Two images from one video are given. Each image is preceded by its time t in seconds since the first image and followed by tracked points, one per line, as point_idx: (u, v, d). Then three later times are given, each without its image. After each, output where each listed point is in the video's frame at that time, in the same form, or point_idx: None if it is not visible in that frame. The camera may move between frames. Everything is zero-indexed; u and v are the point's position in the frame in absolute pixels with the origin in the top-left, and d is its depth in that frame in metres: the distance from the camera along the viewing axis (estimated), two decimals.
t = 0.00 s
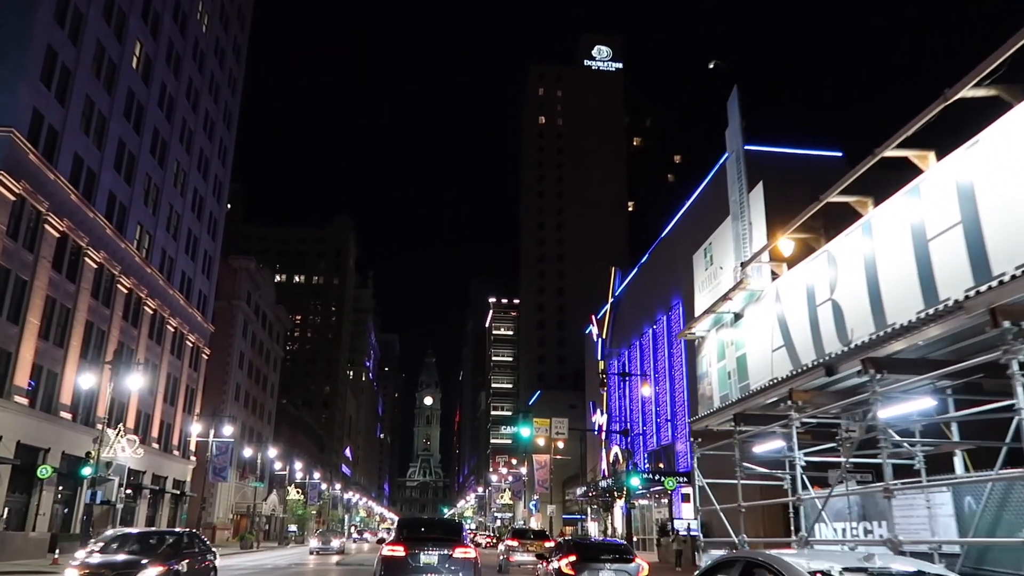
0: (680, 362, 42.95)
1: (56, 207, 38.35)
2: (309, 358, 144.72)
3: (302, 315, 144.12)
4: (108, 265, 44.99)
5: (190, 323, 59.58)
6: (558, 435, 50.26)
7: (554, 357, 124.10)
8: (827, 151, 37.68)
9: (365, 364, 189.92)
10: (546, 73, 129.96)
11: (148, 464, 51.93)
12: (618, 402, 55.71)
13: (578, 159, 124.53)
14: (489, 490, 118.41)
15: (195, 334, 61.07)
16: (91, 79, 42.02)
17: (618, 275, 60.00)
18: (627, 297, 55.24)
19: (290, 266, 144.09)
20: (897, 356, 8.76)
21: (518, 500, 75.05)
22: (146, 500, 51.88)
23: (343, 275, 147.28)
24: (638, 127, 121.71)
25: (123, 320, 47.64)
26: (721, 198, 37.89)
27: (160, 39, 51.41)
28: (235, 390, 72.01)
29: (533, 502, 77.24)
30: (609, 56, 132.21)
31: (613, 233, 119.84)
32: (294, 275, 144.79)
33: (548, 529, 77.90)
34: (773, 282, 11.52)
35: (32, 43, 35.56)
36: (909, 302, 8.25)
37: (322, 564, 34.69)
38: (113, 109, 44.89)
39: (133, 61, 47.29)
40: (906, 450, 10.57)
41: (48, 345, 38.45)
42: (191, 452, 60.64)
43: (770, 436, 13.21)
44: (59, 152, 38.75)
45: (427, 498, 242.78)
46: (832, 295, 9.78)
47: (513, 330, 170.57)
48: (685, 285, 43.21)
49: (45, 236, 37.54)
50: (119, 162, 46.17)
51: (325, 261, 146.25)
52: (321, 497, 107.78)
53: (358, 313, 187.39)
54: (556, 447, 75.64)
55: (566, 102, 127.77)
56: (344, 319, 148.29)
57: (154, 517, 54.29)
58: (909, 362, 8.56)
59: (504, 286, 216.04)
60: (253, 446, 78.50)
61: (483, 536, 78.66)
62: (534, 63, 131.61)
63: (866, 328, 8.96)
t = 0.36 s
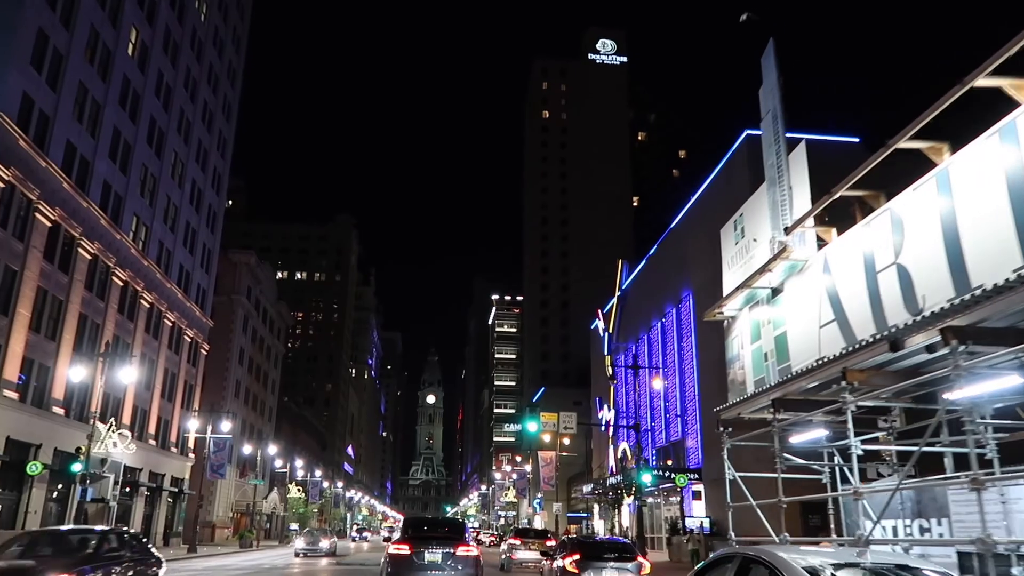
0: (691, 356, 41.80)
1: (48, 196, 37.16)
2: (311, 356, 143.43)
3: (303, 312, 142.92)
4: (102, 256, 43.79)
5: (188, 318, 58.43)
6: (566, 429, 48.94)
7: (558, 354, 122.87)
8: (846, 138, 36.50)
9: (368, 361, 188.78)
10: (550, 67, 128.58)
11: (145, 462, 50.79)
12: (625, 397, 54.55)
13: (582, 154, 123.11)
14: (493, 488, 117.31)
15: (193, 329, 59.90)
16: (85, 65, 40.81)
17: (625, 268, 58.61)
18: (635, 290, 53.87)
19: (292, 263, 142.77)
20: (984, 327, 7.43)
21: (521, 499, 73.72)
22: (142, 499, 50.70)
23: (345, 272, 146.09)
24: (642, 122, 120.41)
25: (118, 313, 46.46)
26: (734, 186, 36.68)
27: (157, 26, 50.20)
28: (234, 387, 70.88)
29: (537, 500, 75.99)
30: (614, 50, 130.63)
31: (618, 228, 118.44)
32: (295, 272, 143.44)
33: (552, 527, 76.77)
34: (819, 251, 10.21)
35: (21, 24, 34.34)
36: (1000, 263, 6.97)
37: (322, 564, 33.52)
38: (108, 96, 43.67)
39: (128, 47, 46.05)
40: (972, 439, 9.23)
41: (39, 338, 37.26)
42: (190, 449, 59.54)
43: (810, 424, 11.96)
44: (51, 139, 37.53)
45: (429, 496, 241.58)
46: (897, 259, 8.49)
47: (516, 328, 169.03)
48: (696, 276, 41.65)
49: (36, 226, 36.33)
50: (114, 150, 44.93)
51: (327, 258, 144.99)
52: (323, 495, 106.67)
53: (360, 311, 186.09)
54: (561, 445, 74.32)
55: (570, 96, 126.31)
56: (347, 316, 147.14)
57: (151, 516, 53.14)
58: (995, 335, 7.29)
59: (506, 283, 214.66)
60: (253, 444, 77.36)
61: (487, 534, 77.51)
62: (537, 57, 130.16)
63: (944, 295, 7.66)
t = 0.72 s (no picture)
0: (702, 345, 40.50)
1: (35, 189, 35.80)
2: (313, 356, 142.20)
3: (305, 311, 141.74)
4: (94, 251, 42.48)
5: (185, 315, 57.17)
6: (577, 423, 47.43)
7: (563, 349, 121.60)
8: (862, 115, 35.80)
9: (371, 361, 187.45)
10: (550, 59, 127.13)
11: (143, 462, 49.57)
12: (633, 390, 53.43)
13: (584, 147, 121.64)
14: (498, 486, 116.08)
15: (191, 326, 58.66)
16: (72, 53, 39.46)
17: (632, 258, 57.20)
18: (642, 280, 52.59)
19: (293, 262, 141.51)
20: None
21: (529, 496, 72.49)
22: (141, 501, 49.50)
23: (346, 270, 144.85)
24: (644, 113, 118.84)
25: (112, 310, 45.17)
26: (746, 167, 35.40)
27: (148, 16, 48.84)
28: (235, 386, 69.63)
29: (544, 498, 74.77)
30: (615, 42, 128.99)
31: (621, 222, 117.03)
32: (296, 271, 142.23)
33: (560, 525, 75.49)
34: (885, 199, 8.84)
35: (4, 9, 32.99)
36: None
37: (322, 566, 32.12)
38: (98, 87, 42.35)
39: (118, 36, 44.69)
40: None
41: (28, 335, 35.97)
42: (189, 449, 58.27)
43: (863, 403, 10.70)
44: (38, 130, 36.20)
45: (434, 495, 240.24)
46: (994, 199, 7.12)
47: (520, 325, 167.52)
48: (707, 264, 40.37)
49: (23, 219, 35.02)
50: (104, 143, 43.58)
51: (328, 257, 143.73)
52: (327, 496, 105.38)
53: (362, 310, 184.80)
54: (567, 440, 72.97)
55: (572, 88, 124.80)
56: (349, 315, 145.99)
57: (150, 518, 51.93)
58: None
59: (508, 279, 213.11)
60: (254, 444, 76.13)
61: (493, 533, 76.19)
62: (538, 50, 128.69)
63: None
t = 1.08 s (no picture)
0: (715, 336, 38.88)
1: (17, 179, 34.17)
2: (315, 356, 140.61)
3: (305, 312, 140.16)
4: (82, 246, 40.88)
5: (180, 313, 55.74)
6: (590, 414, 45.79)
7: (567, 346, 120.01)
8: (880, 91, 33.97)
9: (372, 361, 185.71)
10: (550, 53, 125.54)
11: (138, 464, 48.09)
12: (642, 383, 51.98)
13: (585, 141, 119.96)
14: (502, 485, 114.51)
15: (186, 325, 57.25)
16: (56, 39, 37.89)
17: (638, 249, 55.51)
18: (649, 271, 50.99)
19: (292, 262, 139.98)
20: None
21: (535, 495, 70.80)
22: (136, 504, 47.98)
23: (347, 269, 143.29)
24: (646, 106, 116.84)
25: (102, 307, 43.64)
26: (759, 149, 33.76)
27: (137, 4, 47.30)
28: (233, 386, 68.10)
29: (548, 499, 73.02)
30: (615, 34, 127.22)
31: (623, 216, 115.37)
32: (296, 271, 140.67)
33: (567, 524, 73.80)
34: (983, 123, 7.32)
35: None
36: None
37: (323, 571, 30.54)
38: (84, 75, 40.81)
39: (104, 23, 43.12)
40: None
41: (12, 332, 34.42)
42: (186, 450, 56.77)
43: (941, 378, 9.00)
44: (19, 118, 34.64)
45: (438, 496, 238.29)
46: None
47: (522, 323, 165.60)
48: (718, 252, 38.73)
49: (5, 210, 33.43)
50: (91, 133, 42.02)
51: (328, 256, 142.15)
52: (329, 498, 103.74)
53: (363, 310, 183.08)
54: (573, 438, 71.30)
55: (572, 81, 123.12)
56: (349, 315, 144.45)
57: (146, 521, 50.43)
58: None
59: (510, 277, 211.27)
60: (253, 445, 74.62)
61: (499, 534, 74.53)
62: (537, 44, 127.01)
63: None
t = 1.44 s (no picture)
0: (725, 329, 37.23)
1: None
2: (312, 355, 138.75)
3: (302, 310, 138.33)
4: (66, 234, 39.13)
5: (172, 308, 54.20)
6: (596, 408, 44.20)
7: (568, 344, 118.34)
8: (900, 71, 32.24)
9: (371, 361, 183.80)
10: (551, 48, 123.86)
11: (127, 463, 46.42)
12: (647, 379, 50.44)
13: (586, 136, 118.34)
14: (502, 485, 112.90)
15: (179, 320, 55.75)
16: (37, 17, 36.19)
17: (643, 241, 53.76)
18: (655, 264, 49.30)
19: (290, 260, 138.19)
20: None
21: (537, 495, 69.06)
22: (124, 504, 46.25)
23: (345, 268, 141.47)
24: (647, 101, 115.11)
25: (87, 299, 41.90)
26: (774, 132, 32.13)
27: None
28: (227, 383, 66.41)
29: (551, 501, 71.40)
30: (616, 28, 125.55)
31: (624, 213, 113.78)
32: (293, 269, 138.76)
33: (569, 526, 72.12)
34: None
35: None
36: None
37: None
38: (68, 56, 39.12)
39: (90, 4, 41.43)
40: None
41: None
42: (178, 449, 55.12)
43: None
44: None
45: (438, 497, 236.37)
46: None
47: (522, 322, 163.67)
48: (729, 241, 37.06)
49: None
50: (76, 118, 40.32)
51: (326, 254, 140.33)
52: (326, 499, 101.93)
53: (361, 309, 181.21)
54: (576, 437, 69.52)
55: (573, 76, 121.46)
56: (347, 314, 142.61)
57: (135, 522, 48.75)
58: None
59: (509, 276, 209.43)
60: (248, 445, 72.93)
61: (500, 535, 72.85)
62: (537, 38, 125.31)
63: None
